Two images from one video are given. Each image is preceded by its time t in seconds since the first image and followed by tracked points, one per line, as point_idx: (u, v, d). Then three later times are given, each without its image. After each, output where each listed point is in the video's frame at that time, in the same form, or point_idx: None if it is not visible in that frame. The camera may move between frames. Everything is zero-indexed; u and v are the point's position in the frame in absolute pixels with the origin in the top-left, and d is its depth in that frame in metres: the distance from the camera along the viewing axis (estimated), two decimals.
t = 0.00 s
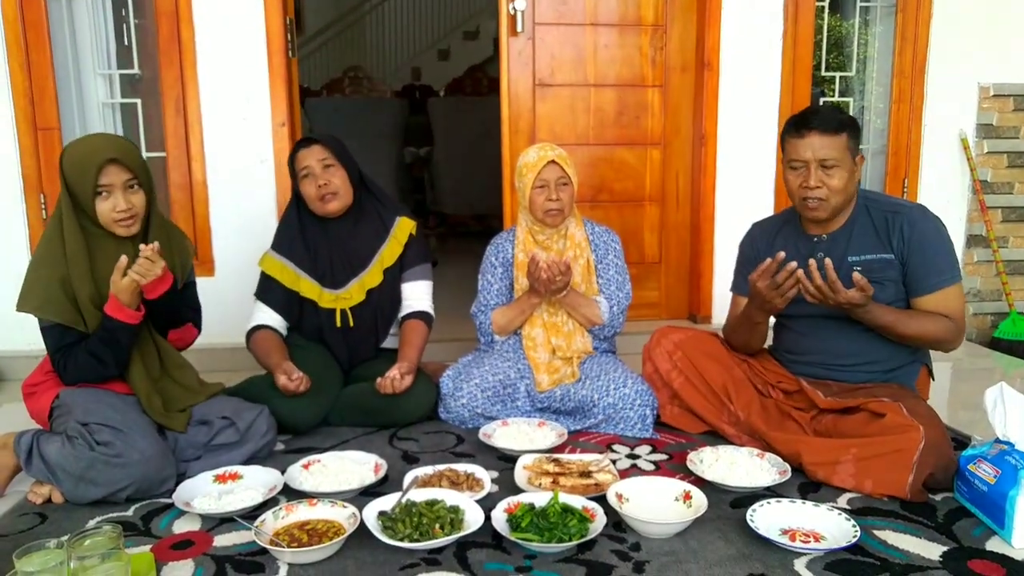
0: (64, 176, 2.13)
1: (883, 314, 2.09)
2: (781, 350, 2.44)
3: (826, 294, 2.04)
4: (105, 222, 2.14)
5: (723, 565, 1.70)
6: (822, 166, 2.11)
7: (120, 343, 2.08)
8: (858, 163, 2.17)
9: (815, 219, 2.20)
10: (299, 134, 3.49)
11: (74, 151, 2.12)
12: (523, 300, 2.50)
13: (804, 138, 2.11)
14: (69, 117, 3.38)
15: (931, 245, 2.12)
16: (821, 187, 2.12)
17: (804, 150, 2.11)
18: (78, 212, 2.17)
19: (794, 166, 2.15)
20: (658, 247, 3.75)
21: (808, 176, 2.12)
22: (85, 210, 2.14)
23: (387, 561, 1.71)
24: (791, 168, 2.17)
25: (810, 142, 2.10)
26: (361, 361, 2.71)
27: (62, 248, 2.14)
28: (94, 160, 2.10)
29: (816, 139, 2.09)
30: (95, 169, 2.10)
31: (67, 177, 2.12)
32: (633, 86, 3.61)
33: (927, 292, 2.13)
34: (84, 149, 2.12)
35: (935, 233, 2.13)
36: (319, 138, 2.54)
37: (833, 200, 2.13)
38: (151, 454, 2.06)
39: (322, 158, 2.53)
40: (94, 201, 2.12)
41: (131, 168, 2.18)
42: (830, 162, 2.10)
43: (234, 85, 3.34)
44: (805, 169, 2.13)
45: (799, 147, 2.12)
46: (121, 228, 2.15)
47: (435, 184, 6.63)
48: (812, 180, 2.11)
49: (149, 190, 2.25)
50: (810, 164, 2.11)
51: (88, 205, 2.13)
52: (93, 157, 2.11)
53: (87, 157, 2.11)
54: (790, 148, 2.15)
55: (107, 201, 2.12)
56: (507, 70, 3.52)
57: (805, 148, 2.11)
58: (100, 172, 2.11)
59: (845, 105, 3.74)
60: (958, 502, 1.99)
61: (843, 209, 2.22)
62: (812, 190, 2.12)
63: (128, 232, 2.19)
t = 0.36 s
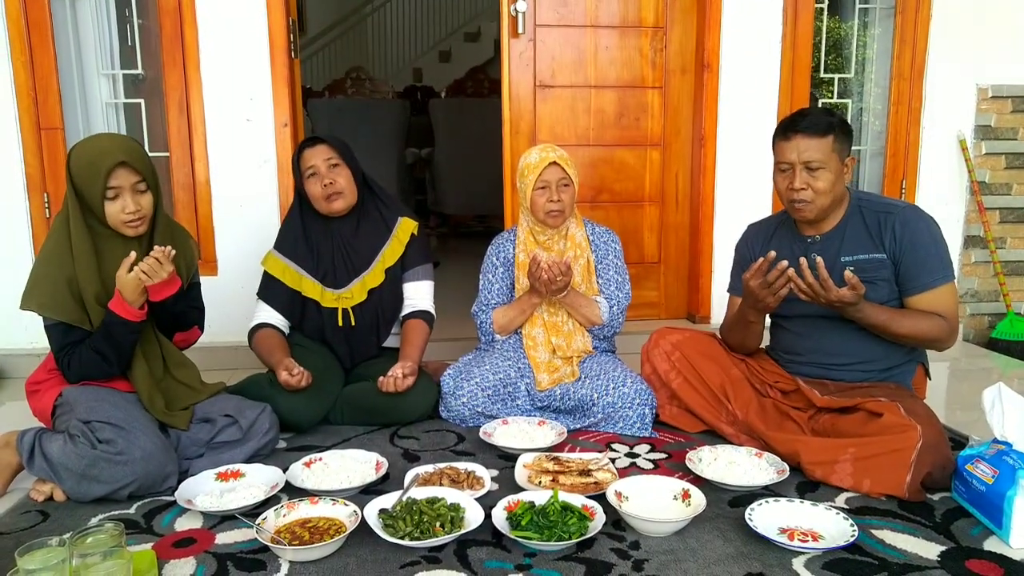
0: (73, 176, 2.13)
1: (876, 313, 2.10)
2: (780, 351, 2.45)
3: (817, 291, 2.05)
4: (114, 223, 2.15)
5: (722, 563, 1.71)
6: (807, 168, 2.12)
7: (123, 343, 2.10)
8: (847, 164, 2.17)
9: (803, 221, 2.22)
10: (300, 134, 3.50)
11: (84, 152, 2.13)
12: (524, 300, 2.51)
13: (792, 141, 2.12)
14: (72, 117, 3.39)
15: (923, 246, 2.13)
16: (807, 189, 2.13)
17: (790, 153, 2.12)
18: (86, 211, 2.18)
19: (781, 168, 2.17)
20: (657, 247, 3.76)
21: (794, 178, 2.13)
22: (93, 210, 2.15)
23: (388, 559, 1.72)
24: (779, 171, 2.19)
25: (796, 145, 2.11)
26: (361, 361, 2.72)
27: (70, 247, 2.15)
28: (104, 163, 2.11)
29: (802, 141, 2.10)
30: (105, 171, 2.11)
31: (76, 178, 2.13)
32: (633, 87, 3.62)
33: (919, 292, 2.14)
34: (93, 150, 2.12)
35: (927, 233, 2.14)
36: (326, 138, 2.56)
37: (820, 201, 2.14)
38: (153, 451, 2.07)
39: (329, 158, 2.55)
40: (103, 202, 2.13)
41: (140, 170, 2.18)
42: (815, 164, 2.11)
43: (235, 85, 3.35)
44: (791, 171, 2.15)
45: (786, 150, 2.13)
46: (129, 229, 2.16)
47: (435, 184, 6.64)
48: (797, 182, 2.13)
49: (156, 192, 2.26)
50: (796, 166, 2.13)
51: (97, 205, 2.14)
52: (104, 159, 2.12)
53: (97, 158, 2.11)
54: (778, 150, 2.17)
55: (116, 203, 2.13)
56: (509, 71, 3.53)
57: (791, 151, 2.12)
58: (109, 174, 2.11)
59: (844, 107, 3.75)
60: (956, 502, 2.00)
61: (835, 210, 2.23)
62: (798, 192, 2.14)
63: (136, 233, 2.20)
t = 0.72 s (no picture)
0: (64, 182, 2.13)
1: (876, 317, 2.10)
2: (779, 352, 2.45)
3: (819, 296, 2.06)
4: (105, 228, 2.16)
5: (721, 564, 1.71)
6: (807, 171, 2.12)
7: (120, 344, 2.10)
8: (847, 167, 2.17)
9: (805, 223, 2.22)
10: (300, 135, 3.50)
11: (74, 157, 2.12)
12: (523, 301, 2.51)
13: (792, 143, 2.12)
14: (71, 117, 3.39)
15: (924, 249, 2.13)
16: (807, 192, 2.13)
17: (791, 155, 2.12)
18: (76, 216, 2.18)
19: (782, 171, 2.17)
20: (657, 248, 3.77)
21: (794, 181, 2.14)
22: (84, 215, 2.15)
23: (386, 560, 1.72)
24: (779, 173, 2.19)
25: (796, 148, 2.11)
26: (360, 361, 2.72)
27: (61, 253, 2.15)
28: (94, 169, 2.10)
29: (802, 144, 2.10)
30: (96, 176, 2.10)
31: (67, 183, 2.13)
32: (633, 88, 3.63)
33: (920, 295, 2.14)
34: (84, 154, 2.12)
35: (928, 236, 2.14)
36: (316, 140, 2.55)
37: (821, 204, 2.14)
38: (150, 451, 2.07)
39: (322, 161, 2.54)
40: (94, 207, 2.13)
41: (131, 175, 2.18)
42: (815, 167, 2.11)
43: (235, 85, 3.35)
44: (791, 174, 2.15)
45: (787, 152, 2.14)
46: (122, 234, 2.17)
47: (435, 185, 6.65)
48: (798, 185, 2.13)
49: (148, 194, 2.26)
50: (796, 169, 2.13)
51: (88, 211, 2.14)
52: (94, 164, 2.11)
53: (88, 164, 2.11)
54: (778, 152, 2.17)
55: (108, 208, 2.13)
56: (508, 72, 3.54)
57: (791, 153, 2.12)
58: (100, 180, 2.11)
59: (843, 108, 3.75)
60: (955, 503, 2.00)
61: (837, 212, 2.23)
62: (798, 195, 2.14)
63: (128, 237, 2.21)
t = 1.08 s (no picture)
0: (60, 183, 2.12)
1: (877, 317, 2.10)
2: (779, 351, 2.45)
3: (820, 294, 2.06)
4: (102, 229, 2.15)
5: (721, 564, 1.71)
6: (809, 171, 2.12)
7: (118, 346, 2.09)
8: (849, 166, 2.16)
9: (807, 223, 2.22)
10: (300, 133, 3.49)
11: (70, 158, 2.11)
12: (523, 300, 2.51)
13: (794, 142, 2.12)
14: (70, 115, 3.38)
15: (926, 249, 2.13)
16: (808, 193, 2.13)
17: (792, 155, 2.12)
18: (72, 217, 2.18)
19: (784, 171, 2.17)
20: (657, 247, 3.76)
21: (796, 181, 2.13)
22: (81, 216, 2.15)
23: (386, 559, 1.72)
24: (781, 173, 2.19)
25: (798, 147, 2.11)
26: (360, 360, 2.71)
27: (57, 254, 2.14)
28: (90, 170, 2.10)
29: (804, 144, 2.10)
30: (92, 178, 2.10)
31: (63, 184, 2.12)
32: (633, 87, 3.62)
33: (921, 295, 2.14)
34: (79, 156, 2.11)
35: (930, 236, 2.14)
36: (313, 140, 2.54)
37: (823, 204, 2.14)
38: (149, 449, 2.07)
39: (319, 162, 2.53)
40: (90, 208, 2.13)
41: (128, 175, 2.18)
42: (817, 167, 2.10)
43: (235, 83, 3.35)
44: (793, 173, 2.14)
45: (788, 152, 2.13)
46: (118, 235, 2.16)
47: (435, 183, 6.64)
48: (799, 185, 2.13)
49: (143, 194, 2.26)
50: (798, 169, 2.13)
51: (84, 212, 2.14)
52: (91, 165, 2.10)
53: (85, 165, 2.10)
54: (780, 152, 2.17)
55: (104, 209, 2.13)
56: (508, 70, 3.53)
57: (793, 153, 2.12)
58: (97, 181, 2.10)
59: (844, 107, 3.75)
60: (955, 503, 2.00)
61: (839, 212, 2.23)
62: (800, 195, 2.14)
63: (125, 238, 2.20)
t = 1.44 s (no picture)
0: (66, 180, 2.12)
1: (874, 318, 2.11)
2: (778, 352, 2.45)
3: (816, 294, 2.06)
4: (107, 227, 2.15)
5: (720, 564, 1.71)
6: (806, 174, 2.12)
7: (122, 345, 2.10)
8: (847, 168, 2.16)
9: (806, 224, 2.22)
10: (299, 134, 3.49)
11: (77, 156, 2.11)
12: (523, 300, 2.50)
13: (792, 145, 2.12)
14: (70, 115, 3.38)
15: (924, 251, 2.13)
16: (806, 195, 2.13)
17: (789, 157, 2.12)
18: (77, 214, 2.17)
19: (781, 173, 2.17)
20: (656, 248, 3.76)
21: (793, 183, 2.14)
22: (86, 214, 2.15)
23: (385, 559, 1.72)
24: (778, 175, 2.19)
25: (796, 150, 2.11)
26: (359, 361, 2.72)
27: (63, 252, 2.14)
28: (97, 168, 2.10)
29: (801, 146, 2.10)
30: (99, 176, 2.09)
31: (69, 181, 2.12)
32: (632, 88, 3.62)
33: (920, 297, 2.14)
34: (86, 153, 2.11)
35: (928, 238, 2.14)
36: (316, 141, 2.54)
37: (819, 207, 2.14)
38: (149, 450, 2.07)
39: (321, 164, 2.53)
40: (96, 205, 2.13)
41: (134, 174, 2.18)
42: (814, 170, 2.11)
43: (234, 84, 3.35)
44: (790, 176, 2.15)
45: (786, 155, 2.13)
46: (124, 233, 2.16)
47: (434, 184, 6.65)
48: (797, 188, 2.13)
49: (148, 193, 2.25)
50: (795, 171, 2.13)
51: (89, 209, 2.14)
52: (98, 163, 2.10)
53: (92, 163, 2.10)
54: (778, 154, 2.17)
55: (110, 207, 2.13)
56: (508, 71, 3.53)
57: (790, 156, 2.12)
58: (103, 179, 2.10)
59: (843, 108, 3.75)
60: (954, 503, 2.00)
61: (838, 214, 2.23)
62: (797, 197, 2.14)
63: (129, 235, 2.20)
